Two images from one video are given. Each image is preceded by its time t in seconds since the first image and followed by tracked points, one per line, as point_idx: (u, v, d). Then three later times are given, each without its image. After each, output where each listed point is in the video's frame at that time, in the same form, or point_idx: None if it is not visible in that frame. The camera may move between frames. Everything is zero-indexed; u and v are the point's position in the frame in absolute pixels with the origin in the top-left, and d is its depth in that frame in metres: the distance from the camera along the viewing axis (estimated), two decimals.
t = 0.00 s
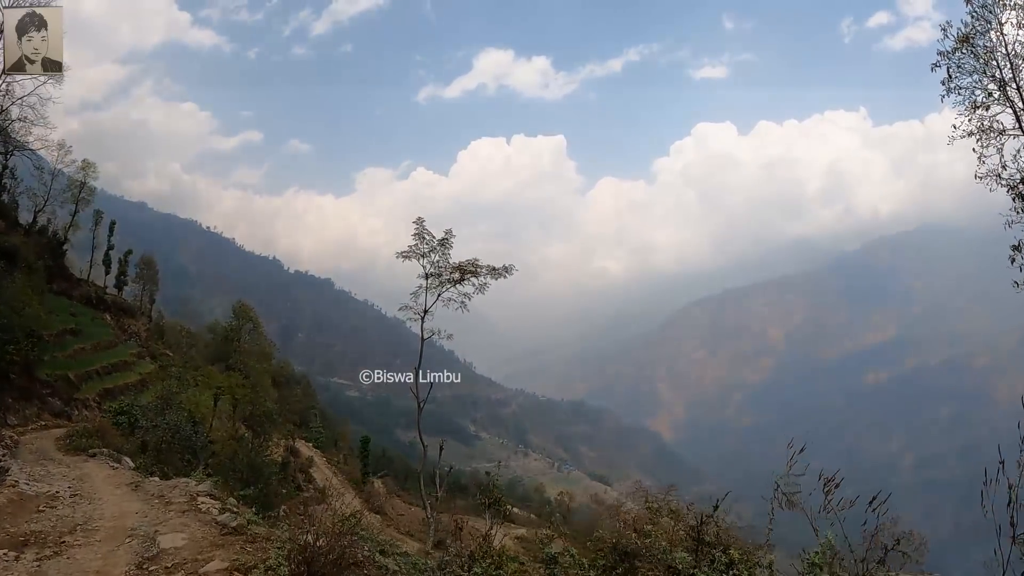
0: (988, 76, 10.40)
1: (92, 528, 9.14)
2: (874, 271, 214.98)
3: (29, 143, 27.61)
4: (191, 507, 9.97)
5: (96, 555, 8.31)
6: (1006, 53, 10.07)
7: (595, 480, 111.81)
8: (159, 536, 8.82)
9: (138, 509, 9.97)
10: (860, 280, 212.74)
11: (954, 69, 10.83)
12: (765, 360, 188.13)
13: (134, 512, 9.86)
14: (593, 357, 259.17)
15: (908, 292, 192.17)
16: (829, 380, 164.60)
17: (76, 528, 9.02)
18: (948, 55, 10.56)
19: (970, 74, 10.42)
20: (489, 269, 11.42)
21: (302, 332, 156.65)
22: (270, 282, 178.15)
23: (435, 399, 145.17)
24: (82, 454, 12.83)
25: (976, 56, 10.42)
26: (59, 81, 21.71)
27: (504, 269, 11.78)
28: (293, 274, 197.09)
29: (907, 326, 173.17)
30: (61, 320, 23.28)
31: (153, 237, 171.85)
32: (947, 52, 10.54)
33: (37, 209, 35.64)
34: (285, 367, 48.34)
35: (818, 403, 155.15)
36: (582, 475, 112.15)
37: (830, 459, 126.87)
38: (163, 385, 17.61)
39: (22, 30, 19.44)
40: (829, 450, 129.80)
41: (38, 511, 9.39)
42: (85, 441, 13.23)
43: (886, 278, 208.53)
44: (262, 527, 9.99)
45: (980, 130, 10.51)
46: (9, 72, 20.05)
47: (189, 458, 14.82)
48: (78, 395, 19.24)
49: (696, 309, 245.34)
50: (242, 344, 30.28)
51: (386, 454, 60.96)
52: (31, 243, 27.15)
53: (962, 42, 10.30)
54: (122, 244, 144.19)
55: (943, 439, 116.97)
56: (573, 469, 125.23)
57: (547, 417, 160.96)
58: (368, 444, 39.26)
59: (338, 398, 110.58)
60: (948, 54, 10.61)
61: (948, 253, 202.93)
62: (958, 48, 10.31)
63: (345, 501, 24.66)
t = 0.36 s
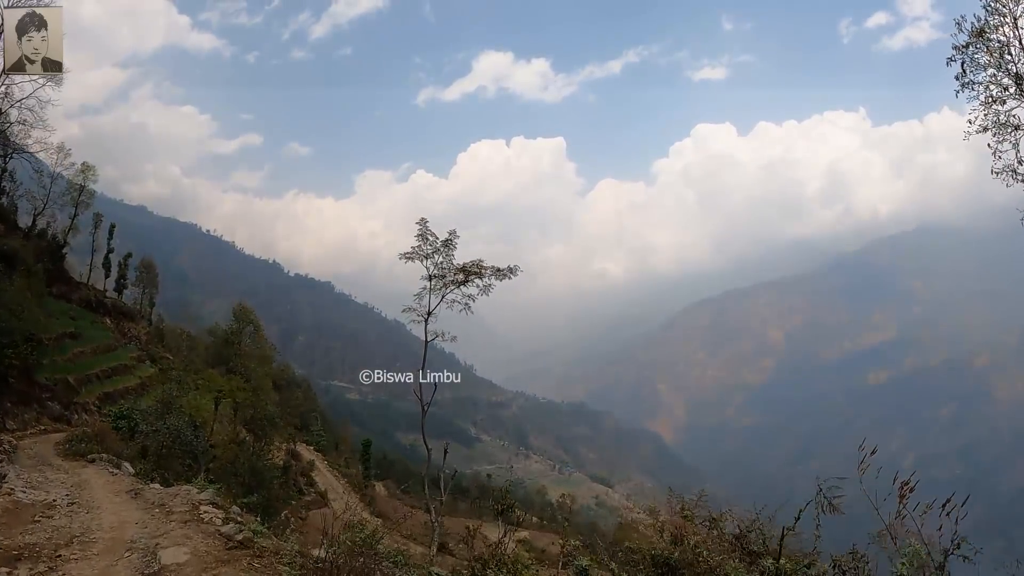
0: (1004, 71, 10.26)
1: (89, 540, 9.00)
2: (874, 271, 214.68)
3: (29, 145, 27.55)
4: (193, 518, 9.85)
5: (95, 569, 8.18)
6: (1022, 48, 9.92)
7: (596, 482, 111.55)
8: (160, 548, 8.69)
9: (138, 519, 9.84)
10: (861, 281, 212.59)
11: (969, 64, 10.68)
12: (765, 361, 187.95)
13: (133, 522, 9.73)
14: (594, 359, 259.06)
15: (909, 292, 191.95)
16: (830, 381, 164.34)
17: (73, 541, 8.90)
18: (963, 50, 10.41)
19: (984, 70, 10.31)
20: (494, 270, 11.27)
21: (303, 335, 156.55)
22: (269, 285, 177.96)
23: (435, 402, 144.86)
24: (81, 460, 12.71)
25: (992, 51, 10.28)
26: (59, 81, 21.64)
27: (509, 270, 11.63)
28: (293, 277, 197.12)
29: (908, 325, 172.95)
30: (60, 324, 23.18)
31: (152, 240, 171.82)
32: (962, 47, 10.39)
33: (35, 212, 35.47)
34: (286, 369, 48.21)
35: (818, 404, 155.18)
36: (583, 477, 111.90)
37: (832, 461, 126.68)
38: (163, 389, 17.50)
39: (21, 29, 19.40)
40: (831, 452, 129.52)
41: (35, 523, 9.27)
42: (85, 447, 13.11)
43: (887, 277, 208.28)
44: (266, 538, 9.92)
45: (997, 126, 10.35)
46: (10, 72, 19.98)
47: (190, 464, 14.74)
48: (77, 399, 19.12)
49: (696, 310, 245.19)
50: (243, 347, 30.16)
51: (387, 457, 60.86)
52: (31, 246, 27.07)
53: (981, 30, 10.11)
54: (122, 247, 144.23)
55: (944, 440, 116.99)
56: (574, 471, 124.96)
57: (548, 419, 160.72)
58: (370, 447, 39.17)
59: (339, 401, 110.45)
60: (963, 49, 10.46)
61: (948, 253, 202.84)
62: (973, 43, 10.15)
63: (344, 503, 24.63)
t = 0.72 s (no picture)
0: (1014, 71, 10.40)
1: (88, 552, 8.81)
2: (872, 277, 214.96)
3: (29, 150, 27.52)
4: (196, 528, 9.72)
5: None
6: None
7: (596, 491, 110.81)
8: (162, 560, 8.53)
9: (138, 530, 9.66)
10: (859, 287, 212.58)
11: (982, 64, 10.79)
12: (765, 369, 187.66)
13: (132, 533, 9.54)
14: (593, 367, 258.56)
15: (907, 298, 192.01)
16: (830, 388, 163.97)
17: (70, 552, 8.71)
18: (976, 49, 10.53)
19: (996, 70, 10.41)
20: (498, 276, 11.13)
21: (301, 342, 156.15)
22: (268, 292, 177.60)
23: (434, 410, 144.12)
24: (79, 467, 12.54)
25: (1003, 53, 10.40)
26: (59, 82, 21.63)
27: (513, 275, 11.51)
28: (292, 285, 196.99)
29: (907, 331, 172.87)
30: (59, 330, 23.03)
31: (151, 248, 171.89)
32: (977, 46, 10.50)
33: (35, 217, 35.36)
34: (285, 377, 47.91)
35: (818, 411, 154.94)
36: (583, 485, 111.17)
37: (832, 469, 126.23)
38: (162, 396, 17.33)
39: (21, 29, 19.38)
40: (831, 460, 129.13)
41: (31, 534, 9.08)
42: (83, 453, 12.94)
43: (886, 284, 208.17)
44: (270, 548, 9.77)
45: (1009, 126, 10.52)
46: (9, 72, 19.94)
47: (189, 471, 14.57)
48: (75, 406, 18.91)
49: (695, 317, 245.02)
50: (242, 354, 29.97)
51: (387, 465, 60.43)
52: (29, 251, 26.98)
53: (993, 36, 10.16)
54: (120, 255, 144.14)
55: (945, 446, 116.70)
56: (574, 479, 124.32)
57: (547, 427, 160.03)
58: (370, 455, 38.96)
59: (338, 410, 109.97)
60: (977, 49, 10.56)
61: (946, 259, 203.35)
62: (987, 42, 10.26)
63: (346, 512, 24.45)
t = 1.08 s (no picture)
0: None
1: (80, 559, 8.66)
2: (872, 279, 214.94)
3: (29, 151, 27.53)
4: (193, 534, 9.61)
5: None
6: None
7: (596, 493, 110.62)
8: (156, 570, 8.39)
9: (133, 536, 9.54)
10: (859, 289, 212.10)
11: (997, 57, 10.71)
12: (766, 371, 187.58)
13: (127, 539, 9.42)
14: (593, 370, 258.27)
15: (908, 301, 191.63)
16: (830, 391, 163.58)
17: (61, 559, 8.55)
18: (990, 45, 10.46)
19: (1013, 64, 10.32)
20: (503, 275, 11.05)
21: (302, 345, 156.08)
22: (269, 295, 177.68)
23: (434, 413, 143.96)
24: (76, 469, 12.45)
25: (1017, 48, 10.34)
26: (59, 82, 21.63)
27: (517, 276, 11.47)
28: (292, 288, 197.07)
29: (907, 333, 172.60)
30: (59, 332, 22.99)
31: (152, 250, 172.05)
32: (990, 41, 10.45)
33: (34, 219, 35.33)
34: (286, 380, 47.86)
35: (817, 413, 154.96)
36: (583, 488, 111.06)
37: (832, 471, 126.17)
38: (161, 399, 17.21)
39: (22, 29, 19.36)
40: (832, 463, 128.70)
41: (24, 540, 8.97)
42: (81, 455, 12.86)
43: (886, 286, 207.68)
44: (269, 556, 9.66)
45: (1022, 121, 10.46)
46: (9, 72, 19.93)
47: (188, 473, 14.47)
48: (74, 408, 18.84)
49: (695, 320, 244.77)
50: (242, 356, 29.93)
51: (387, 468, 60.28)
52: (28, 252, 26.95)
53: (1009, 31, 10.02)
54: (120, 257, 144.34)
55: (945, 449, 116.71)
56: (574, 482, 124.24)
57: (548, 430, 159.65)
58: (370, 458, 38.78)
59: (338, 412, 109.82)
60: (990, 44, 10.50)
61: (946, 261, 203.39)
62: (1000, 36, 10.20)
63: (345, 514, 24.27)
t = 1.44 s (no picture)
0: None
1: (76, 569, 8.54)
2: (874, 279, 214.48)
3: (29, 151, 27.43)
4: (195, 543, 9.50)
5: None
6: None
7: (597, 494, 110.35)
8: None
9: (133, 544, 9.43)
10: (861, 289, 211.51)
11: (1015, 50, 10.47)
12: (767, 372, 187.32)
13: (126, 546, 9.31)
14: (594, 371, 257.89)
15: (909, 301, 191.12)
16: (832, 392, 163.16)
17: (58, 568, 8.41)
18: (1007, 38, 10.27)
19: None
20: (509, 274, 10.90)
21: (302, 346, 155.94)
22: (269, 296, 177.69)
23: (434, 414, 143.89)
24: (75, 472, 12.36)
25: None
26: (58, 82, 21.52)
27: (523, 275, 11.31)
28: (293, 289, 196.94)
29: (909, 333, 172.20)
30: (58, 333, 22.90)
31: (152, 251, 171.91)
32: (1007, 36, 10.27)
33: (34, 219, 35.23)
34: (288, 381, 47.78)
35: (819, 414, 154.73)
36: (584, 489, 110.93)
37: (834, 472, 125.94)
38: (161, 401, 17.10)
39: (22, 29, 19.31)
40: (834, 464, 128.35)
41: (20, 547, 8.85)
42: (80, 458, 12.76)
43: (888, 286, 207.05)
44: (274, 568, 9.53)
45: None
46: (8, 72, 19.84)
47: (188, 477, 14.38)
48: (73, 409, 18.76)
49: (696, 320, 244.25)
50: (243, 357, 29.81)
51: (388, 469, 60.08)
52: (28, 253, 26.87)
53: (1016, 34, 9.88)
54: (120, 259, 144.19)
55: (946, 449, 116.52)
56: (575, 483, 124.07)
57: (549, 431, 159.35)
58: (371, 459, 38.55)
59: (338, 413, 109.65)
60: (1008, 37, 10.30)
61: (948, 261, 202.84)
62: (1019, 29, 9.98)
63: (347, 516, 24.10)
